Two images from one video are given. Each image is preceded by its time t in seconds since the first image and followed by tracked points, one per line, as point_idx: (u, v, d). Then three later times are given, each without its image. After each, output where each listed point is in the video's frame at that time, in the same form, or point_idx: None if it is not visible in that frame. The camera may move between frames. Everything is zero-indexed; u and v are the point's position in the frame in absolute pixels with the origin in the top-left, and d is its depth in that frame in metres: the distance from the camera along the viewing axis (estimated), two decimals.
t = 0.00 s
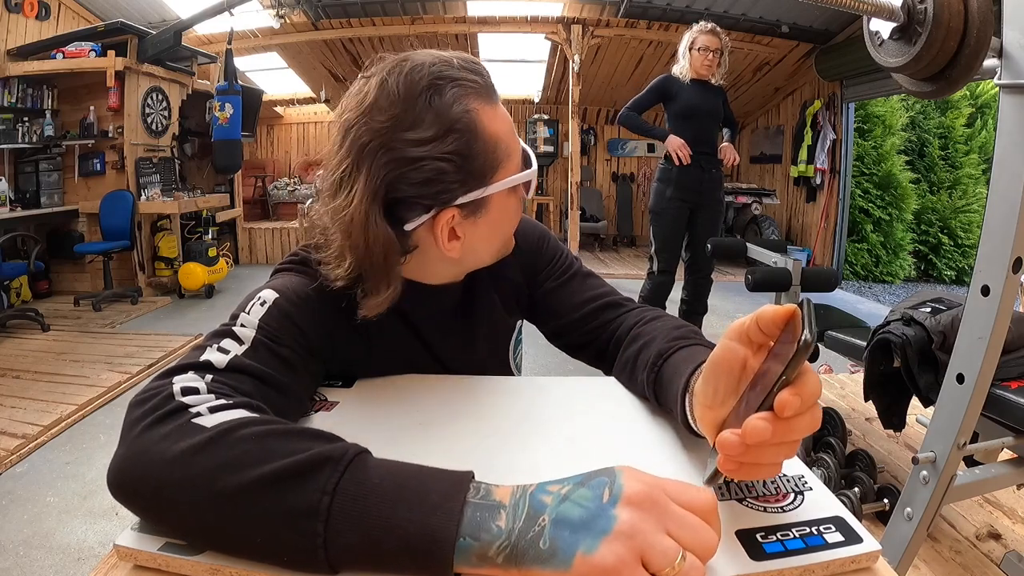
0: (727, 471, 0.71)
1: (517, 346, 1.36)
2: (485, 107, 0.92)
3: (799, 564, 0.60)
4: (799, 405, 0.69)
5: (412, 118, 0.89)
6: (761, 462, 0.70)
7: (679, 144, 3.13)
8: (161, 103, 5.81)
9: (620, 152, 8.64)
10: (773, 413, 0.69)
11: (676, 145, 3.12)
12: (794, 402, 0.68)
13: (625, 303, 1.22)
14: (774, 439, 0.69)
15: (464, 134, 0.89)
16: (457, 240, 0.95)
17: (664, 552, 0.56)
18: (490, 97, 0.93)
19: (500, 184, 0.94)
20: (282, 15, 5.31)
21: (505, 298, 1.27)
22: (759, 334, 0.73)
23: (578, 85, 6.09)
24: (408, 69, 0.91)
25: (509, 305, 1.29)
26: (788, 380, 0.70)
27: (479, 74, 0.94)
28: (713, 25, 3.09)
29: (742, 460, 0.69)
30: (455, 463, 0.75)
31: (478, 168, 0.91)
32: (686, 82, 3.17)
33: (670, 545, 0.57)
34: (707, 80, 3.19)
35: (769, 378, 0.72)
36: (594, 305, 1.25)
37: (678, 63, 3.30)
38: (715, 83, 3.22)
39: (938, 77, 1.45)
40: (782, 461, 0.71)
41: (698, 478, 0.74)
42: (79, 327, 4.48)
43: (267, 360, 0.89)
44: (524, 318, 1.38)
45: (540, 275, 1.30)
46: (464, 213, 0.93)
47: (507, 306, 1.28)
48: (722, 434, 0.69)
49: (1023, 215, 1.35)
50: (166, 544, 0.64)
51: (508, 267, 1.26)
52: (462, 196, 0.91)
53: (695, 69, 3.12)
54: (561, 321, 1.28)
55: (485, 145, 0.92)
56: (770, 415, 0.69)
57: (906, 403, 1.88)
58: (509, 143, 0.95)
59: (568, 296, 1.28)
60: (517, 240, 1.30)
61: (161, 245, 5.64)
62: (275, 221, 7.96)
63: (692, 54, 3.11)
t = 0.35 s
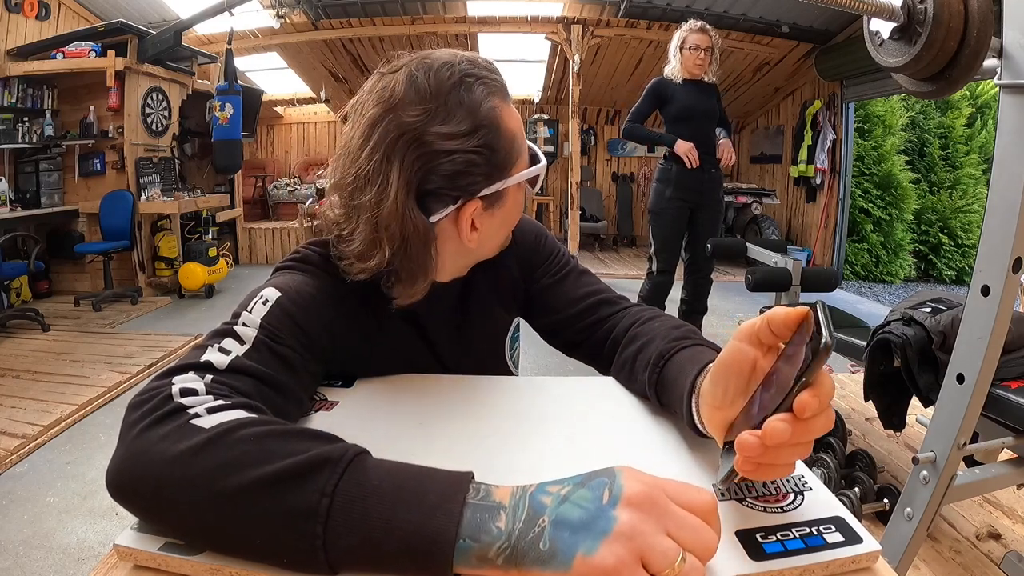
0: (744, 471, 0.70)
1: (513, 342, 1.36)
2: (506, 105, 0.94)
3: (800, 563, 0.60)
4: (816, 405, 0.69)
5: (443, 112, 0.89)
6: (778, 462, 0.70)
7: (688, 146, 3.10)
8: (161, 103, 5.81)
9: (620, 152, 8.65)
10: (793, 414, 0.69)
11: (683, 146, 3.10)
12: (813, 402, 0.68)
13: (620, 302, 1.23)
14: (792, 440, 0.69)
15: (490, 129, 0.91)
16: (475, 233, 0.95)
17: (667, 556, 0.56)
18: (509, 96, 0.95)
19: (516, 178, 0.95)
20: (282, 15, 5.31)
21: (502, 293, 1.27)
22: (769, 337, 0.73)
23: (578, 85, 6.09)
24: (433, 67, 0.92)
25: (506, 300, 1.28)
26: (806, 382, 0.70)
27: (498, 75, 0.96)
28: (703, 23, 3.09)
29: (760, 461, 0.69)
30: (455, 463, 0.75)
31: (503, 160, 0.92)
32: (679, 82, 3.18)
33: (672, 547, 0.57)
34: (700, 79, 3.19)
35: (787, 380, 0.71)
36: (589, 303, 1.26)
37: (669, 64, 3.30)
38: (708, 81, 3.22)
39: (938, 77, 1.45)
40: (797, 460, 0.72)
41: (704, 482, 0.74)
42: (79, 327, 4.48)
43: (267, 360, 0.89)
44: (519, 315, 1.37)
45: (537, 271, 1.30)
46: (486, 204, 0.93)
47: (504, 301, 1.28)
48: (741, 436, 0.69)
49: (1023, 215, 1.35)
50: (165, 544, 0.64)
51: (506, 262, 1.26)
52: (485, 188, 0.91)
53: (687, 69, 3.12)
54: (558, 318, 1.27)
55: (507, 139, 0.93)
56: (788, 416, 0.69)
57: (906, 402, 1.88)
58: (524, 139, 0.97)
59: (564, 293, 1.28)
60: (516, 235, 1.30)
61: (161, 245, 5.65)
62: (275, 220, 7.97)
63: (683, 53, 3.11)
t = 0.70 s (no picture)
0: (746, 469, 0.70)
1: (513, 343, 1.36)
2: (506, 102, 0.94)
3: (800, 563, 0.60)
4: (819, 404, 0.69)
5: (443, 108, 0.89)
6: (779, 461, 0.70)
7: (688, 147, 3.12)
8: (161, 103, 5.81)
9: (620, 152, 8.65)
10: (794, 412, 0.69)
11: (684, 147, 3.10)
12: (815, 401, 0.68)
13: (620, 302, 1.23)
14: (795, 438, 0.69)
15: (489, 125, 0.91)
16: (475, 229, 0.94)
17: (666, 555, 0.56)
18: (509, 93, 0.95)
19: (516, 176, 0.95)
20: (283, 15, 5.31)
21: (502, 295, 1.27)
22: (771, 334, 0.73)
23: (578, 85, 6.09)
24: (433, 64, 0.92)
25: (506, 301, 1.28)
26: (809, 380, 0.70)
27: (497, 73, 0.96)
28: (700, 23, 3.09)
29: (762, 459, 0.69)
30: (455, 463, 0.75)
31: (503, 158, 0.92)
32: (677, 82, 3.18)
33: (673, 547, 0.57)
34: (698, 79, 3.19)
35: (788, 379, 0.71)
36: (590, 303, 1.26)
37: (667, 64, 3.30)
38: (705, 81, 3.22)
39: (938, 77, 1.45)
40: (800, 459, 0.71)
41: (707, 482, 0.74)
42: (79, 327, 4.48)
43: (267, 360, 0.89)
44: (519, 316, 1.37)
45: (537, 272, 1.30)
46: (486, 202, 0.93)
47: (504, 302, 1.28)
48: (743, 434, 0.69)
49: (1023, 215, 1.35)
50: (165, 544, 0.64)
51: (506, 263, 1.26)
52: (485, 184, 0.91)
53: (684, 69, 3.12)
54: (558, 319, 1.27)
55: (507, 135, 0.93)
56: (790, 414, 0.69)
57: (906, 403, 1.88)
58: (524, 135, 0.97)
59: (564, 293, 1.28)
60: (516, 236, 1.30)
61: (161, 245, 5.65)
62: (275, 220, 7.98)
63: (681, 54, 3.11)
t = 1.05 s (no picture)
0: (747, 469, 0.70)
1: (513, 343, 1.35)
2: (507, 104, 0.94)
3: (801, 563, 0.60)
4: (819, 404, 0.69)
5: (443, 109, 0.89)
6: (779, 460, 0.70)
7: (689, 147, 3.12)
8: (161, 103, 5.81)
9: (620, 152, 8.65)
10: (795, 412, 0.69)
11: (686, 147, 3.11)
12: (816, 401, 0.68)
13: (621, 303, 1.23)
14: (795, 437, 0.69)
15: (490, 126, 0.91)
16: (475, 230, 0.94)
17: (666, 555, 0.56)
18: (510, 95, 0.95)
19: (517, 177, 0.95)
20: (283, 15, 5.31)
21: (502, 295, 1.27)
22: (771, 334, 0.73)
23: (578, 85, 6.08)
24: (434, 65, 0.92)
25: (506, 301, 1.28)
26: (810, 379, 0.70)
27: (498, 74, 0.96)
28: (703, 23, 3.09)
29: (761, 458, 0.69)
30: (456, 463, 0.75)
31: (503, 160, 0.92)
32: (678, 82, 3.18)
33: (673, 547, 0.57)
34: (699, 79, 3.19)
35: (788, 379, 0.71)
36: (589, 304, 1.26)
37: (668, 64, 3.29)
38: (707, 82, 3.22)
39: (938, 77, 1.45)
40: (799, 459, 0.71)
41: (706, 482, 0.74)
42: (79, 327, 4.48)
43: (267, 361, 0.88)
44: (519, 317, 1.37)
45: (537, 272, 1.30)
46: (486, 202, 0.93)
47: (504, 303, 1.27)
48: (743, 433, 0.69)
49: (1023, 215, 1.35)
50: (165, 544, 0.64)
51: (506, 264, 1.26)
52: (486, 186, 0.91)
53: (686, 69, 3.11)
54: (559, 320, 1.27)
55: (508, 136, 0.93)
56: (791, 413, 0.69)
57: (906, 403, 1.88)
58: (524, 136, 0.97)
59: (564, 294, 1.28)
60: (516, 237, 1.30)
61: (161, 245, 5.65)
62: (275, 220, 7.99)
63: (683, 54, 3.11)
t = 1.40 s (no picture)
0: (746, 469, 0.70)
1: (513, 344, 1.35)
2: (508, 104, 0.94)
3: (801, 563, 0.60)
4: (820, 404, 0.69)
5: (443, 109, 0.89)
6: (778, 460, 0.70)
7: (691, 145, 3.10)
8: (161, 103, 5.81)
9: (620, 152, 8.65)
10: (795, 412, 0.69)
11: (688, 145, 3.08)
12: (815, 401, 0.68)
13: (621, 303, 1.23)
14: (795, 437, 0.69)
15: (490, 126, 0.91)
16: (474, 230, 0.94)
17: (665, 554, 0.56)
18: (511, 96, 0.95)
19: (517, 178, 0.95)
20: (282, 15, 5.31)
21: (502, 295, 1.27)
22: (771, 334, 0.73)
23: (578, 85, 6.08)
24: (434, 65, 0.92)
25: (506, 301, 1.28)
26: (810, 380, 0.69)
27: (498, 75, 0.96)
28: (705, 24, 3.09)
29: (761, 458, 0.69)
30: (455, 463, 0.75)
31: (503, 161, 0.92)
32: (680, 83, 3.17)
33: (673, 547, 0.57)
34: (701, 80, 3.19)
35: (788, 378, 0.71)
36: (589, 303, 1.26)
37: (671, 65, 3.29)
38: (709, 83, 3.22)
39: (938, 77, 1.45)
40: (799, 459, 0.71)
41: (706, 482, 0.74)
42: (79, 327, 4.48)
43: (267, 361, 0.88)
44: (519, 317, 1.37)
45: (537, 273, 1.30)
46: (486, 202, 0.93)
47: (504, 303, 1.27)
48: (744, 434, 0.69)
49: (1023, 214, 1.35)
50: (165, 544, 0.64)
51: (506, 264, 1.26)
52: (486, 186, 0.91)
53: (688, 69, 3.11)
54: (558, 319, 1.27)
55: (508, 137, 0.93)
56: (791, 414, 0.69)
57: (906, 403, 1.88)
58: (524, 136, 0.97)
59: (564, 294, 1.28)
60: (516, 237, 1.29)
61: (161, 245, 5.65)
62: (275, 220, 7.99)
63: (685, 54, 3.10)
